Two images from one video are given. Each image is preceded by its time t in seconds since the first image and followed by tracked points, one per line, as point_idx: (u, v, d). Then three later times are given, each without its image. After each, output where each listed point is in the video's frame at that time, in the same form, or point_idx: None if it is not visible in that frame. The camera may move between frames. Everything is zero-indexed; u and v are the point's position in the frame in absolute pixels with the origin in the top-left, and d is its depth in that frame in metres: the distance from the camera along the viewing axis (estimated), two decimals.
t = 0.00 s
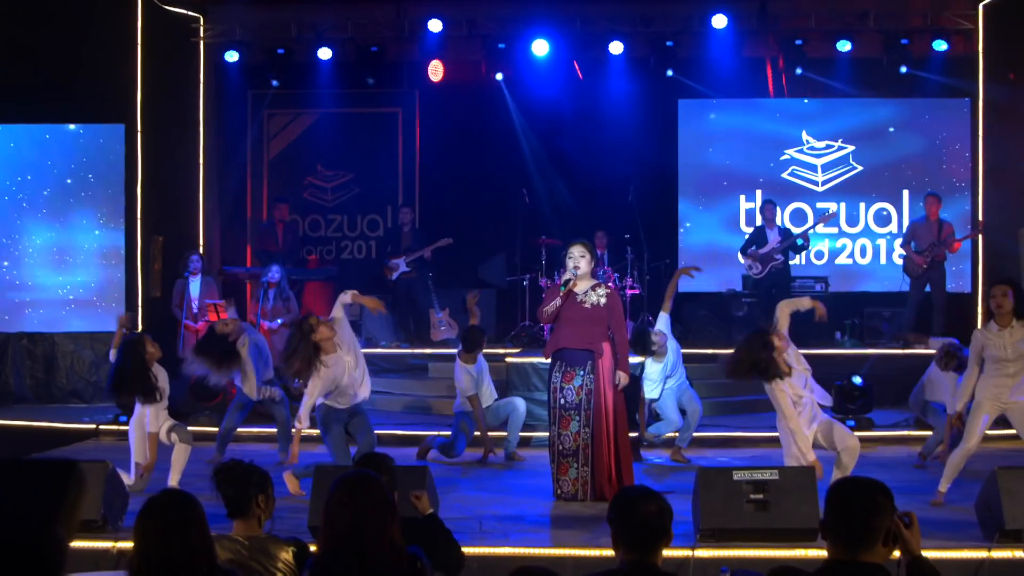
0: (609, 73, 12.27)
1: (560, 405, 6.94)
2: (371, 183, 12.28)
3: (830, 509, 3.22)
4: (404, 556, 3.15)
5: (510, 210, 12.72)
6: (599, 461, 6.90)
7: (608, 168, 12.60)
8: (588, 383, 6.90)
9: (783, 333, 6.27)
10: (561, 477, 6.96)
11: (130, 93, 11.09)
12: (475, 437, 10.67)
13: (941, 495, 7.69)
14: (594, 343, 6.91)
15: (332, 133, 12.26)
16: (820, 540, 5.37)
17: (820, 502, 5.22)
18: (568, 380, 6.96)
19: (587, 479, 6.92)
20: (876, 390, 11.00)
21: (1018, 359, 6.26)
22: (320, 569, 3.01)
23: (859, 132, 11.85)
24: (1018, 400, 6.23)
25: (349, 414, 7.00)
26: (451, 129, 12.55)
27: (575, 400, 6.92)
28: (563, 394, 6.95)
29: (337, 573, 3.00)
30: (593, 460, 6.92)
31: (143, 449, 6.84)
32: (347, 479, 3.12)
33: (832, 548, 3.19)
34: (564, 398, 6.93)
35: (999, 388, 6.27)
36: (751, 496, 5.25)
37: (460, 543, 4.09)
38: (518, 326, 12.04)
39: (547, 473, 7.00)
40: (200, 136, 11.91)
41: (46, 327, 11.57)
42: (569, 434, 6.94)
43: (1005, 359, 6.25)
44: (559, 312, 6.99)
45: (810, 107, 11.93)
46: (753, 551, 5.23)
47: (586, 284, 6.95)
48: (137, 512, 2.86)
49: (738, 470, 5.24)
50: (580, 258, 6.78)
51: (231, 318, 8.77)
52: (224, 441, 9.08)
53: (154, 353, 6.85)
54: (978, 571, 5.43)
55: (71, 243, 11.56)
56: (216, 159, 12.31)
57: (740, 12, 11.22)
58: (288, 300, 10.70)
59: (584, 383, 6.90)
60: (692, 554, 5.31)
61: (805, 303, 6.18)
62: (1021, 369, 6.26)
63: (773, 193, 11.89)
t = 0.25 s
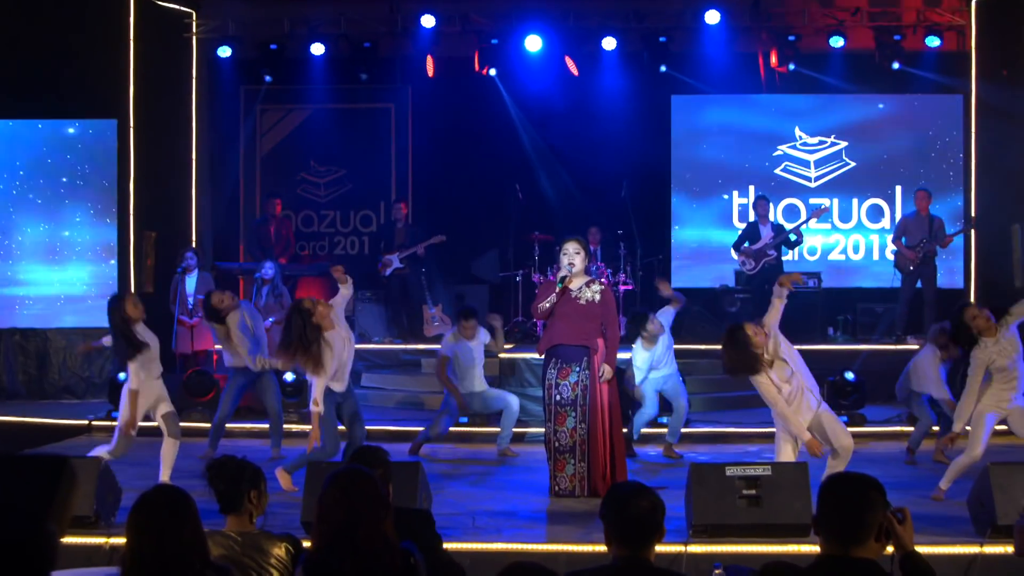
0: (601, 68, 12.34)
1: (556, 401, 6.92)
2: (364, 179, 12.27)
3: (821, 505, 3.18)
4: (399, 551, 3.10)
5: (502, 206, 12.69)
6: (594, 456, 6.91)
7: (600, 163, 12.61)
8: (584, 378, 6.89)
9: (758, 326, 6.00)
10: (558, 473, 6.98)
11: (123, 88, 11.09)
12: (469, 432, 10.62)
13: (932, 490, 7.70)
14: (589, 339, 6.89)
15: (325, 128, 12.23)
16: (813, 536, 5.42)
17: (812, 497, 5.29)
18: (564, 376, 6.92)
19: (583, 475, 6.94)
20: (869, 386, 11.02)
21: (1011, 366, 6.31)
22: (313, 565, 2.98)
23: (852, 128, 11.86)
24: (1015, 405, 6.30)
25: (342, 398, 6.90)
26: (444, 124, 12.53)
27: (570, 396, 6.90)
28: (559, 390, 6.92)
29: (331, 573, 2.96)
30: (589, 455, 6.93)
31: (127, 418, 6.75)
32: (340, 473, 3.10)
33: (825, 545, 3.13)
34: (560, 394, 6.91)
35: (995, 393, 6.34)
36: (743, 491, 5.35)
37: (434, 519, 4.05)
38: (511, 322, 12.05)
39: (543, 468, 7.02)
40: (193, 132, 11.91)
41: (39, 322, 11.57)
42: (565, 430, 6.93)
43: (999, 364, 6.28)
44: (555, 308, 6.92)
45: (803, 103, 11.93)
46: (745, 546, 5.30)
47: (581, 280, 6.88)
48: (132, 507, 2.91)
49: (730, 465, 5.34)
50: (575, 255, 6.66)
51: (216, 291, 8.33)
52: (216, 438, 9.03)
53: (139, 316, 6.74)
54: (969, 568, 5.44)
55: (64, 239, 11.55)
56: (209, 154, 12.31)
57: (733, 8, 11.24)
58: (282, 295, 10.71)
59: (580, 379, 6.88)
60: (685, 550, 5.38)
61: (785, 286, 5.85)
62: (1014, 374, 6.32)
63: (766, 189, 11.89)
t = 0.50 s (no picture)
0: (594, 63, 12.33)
1: (548, 396, 6.93)
2: (357, 174, 12.28)
3: (815, 498, 3.12)
4: (394, 548, 3.04)
5: (495, 200, 12.74)
6: (587, 451, 6.93)
7: (592, 158, 12.63)
8: (577, 373, 6.91)
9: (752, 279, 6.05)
10: (550, 468, 6.95)
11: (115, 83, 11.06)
12: (462, 427, 10.59)
13: (923, 484, 7.72)
14: (582, 334, 6.90)
15: (317, 123, 12.24)
16: (805, 530, 5.46)
17: (804, 492, 5.32)
18: (556, 371, 6.93)
19: (576, 469, 6.94)
20: (860, 380, 11.04)
21: (997, 344, 6.32)
22: (306, 564, 2.92)
23: (844, 123, 11.88)
24: (999, 383, 6.30)
25: (330, 363, 6.84)
26: (437, 120, 12.56)
27: (563, 391, 6.91)
28: (551, 384, 6.93)
29: (326, 571, 2.90)
30: (582, 450, 6.95)
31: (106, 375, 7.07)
32: (330, 470, 3.04)
33: (816, 538, 3.08)
34: (553, 388, 6.92)
35: (981, 372, 6.35)
36: (735, 486, 5.37)
37: (436, 511, 3.87)
38: (504, 317, 12.06)
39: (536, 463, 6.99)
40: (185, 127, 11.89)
41: (31, 317, 11.54)
42: (557, 425, 6.95)
43: (983, 340, 6.30)
44: (549, 302, 6.91)
45: (794, 98, 11.95)
46: (736, 541, 5.34)
47: (574, 274, 6.86)
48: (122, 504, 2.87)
49: (722, 460, 5.36)
50: (567, 249, 6.69)
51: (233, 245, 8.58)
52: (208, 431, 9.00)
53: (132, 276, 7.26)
54: (960, 563, 5.47)
55: (55, 234, 11.53)
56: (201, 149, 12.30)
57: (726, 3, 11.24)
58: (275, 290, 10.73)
59: (573, 374, 6.90)
60: (677, 545, 5.40)
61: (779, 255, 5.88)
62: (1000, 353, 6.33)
63: (759, 184, 11.89)
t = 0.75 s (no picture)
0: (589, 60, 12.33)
1: (543, 391, 6.92)
2: (352, 170, 12.29)
3: (809, 495, 3.13)
4: (390, 544, 3.04)
5: (490, 196, 12.83)
6: (581, 446, 6.92)
7: (585, 155, 12.69)
8: (571, 369, 6.90)
9: (755, 252, 6.26)
10: (545, 464, 6.94)
11: (109, 80, 11.05)
12: (456, 423, 10.58)
13: (915, 480, 7.74)
14: (577, 330, 6.91)
15: (312, 119, 12.24)
16: (800, 527, 5.46)
17: (799, 489, 5.32)
18: (551, 367, 6.93)
19: (571, 466, 6.92)
20: (855, 377, 11.04)
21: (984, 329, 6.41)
22: (300, 561, 2.95)
23: (839, 120, 11.89)
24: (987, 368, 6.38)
25: (320, 356, 6.81)
26: (432, 116, 12.59)
27: (557, 387, 6.91)
28: (546, 380, 6.92)
29: (321, 569, 2.92)
30: (576, 446, 6.93)
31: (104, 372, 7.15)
32: (326, 468, 3.06)
33: (811, 535, 3.08)
34: (547, 384, 6.92)
35: (969, 357, 6.41)
36: (731, 483, 5.35)
37: (445, 507, 3.77)
38: (499, 314, 12.07)
39: (529, 459, 6.98)
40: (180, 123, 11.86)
41: (25, 314, 11.54)
42: (552, 420, 6.94)
43: (970, 323, 6.44)
44: (544, 298, 6.92)
45: (789, 95, 11.97)
46: (732, 538, 5.32)
47: (569, 269, 6.87)
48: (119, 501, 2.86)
49: (717, 457, 5.36)
50: (563, 246, 6.72)
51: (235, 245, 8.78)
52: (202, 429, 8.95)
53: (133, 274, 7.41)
54: (955, 559, 5.46)
55: (50, 230, 11.52)
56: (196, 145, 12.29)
57: None
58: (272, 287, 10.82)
59: (567, 370, 6.90)
60: (671, 542, 5.42)
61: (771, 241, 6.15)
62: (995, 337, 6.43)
63: (753, 180, 11.93)
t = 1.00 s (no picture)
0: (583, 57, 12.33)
1: (537, 388, 6.92)
2: (345, 166, 12.29)
3: (802, 490, 3.06)
4: (383, 541, 3.00)
5: (484, 193, 12.89)
6: (575, 442, 6.93)
7: (578, 151, 12.76)
8: (564, 366, 6.89)
9: (772, 246, 6.28)
10: (538, 460, 6.96)
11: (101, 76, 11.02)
12: (449, 420, 10.58)
13: (907, 476, 7.75)
14: (569, 327, 6.90)
15: (306, 116, 12.24)
16: (793, 524, 5.47)
17: (792, 486, 5.34)
18: (544, 364, 6.92)
19: (564, 462, 6.95)
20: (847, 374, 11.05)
21: (991, 330, 6.48)
22: (292, 561, 2.91)
23: (833, 117, 11.89)
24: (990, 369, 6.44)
25: (315, 356, 6.79)
26: (426, 112, 12.66)
27: (551, 384, 6.91)
28: (539, 377, 6.92)
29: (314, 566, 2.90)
30: (569, 443, 6.95)
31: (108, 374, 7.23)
32: (321, 462, 3.06)
33: (804, 532, 3.02)
34: (541, 382, 6.91)
35: (974, 358, 6.47)
36: (724, 479, 5.38)
37: (451, 501, 3.78)
38: (492, 310, 12.09)
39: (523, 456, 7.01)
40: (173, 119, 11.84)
41: (18, 310, 11.52)
42: (545, 417, 6.93)
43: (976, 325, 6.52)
44: (537, 296, 6.93)
45: (782, 91, 11.96)
46: (724, 534, 5.33)
47: (563, 267, 6.85)
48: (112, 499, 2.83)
49: (711, 453, 5.36)
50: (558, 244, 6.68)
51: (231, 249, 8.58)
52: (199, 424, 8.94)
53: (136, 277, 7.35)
54: (948, 556, 5.45)
55: (43, 227, 11.50)
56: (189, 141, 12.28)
57: None
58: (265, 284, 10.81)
59: (561, 367, 6.88)
60: (665, 538, 5.42)
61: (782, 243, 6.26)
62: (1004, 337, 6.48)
63: (747, 177, 11.93)
